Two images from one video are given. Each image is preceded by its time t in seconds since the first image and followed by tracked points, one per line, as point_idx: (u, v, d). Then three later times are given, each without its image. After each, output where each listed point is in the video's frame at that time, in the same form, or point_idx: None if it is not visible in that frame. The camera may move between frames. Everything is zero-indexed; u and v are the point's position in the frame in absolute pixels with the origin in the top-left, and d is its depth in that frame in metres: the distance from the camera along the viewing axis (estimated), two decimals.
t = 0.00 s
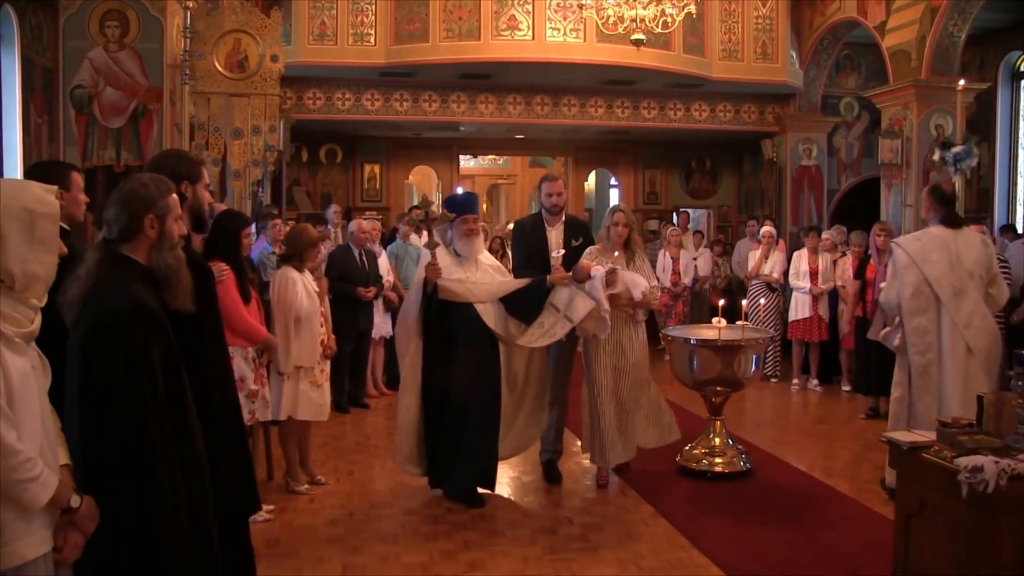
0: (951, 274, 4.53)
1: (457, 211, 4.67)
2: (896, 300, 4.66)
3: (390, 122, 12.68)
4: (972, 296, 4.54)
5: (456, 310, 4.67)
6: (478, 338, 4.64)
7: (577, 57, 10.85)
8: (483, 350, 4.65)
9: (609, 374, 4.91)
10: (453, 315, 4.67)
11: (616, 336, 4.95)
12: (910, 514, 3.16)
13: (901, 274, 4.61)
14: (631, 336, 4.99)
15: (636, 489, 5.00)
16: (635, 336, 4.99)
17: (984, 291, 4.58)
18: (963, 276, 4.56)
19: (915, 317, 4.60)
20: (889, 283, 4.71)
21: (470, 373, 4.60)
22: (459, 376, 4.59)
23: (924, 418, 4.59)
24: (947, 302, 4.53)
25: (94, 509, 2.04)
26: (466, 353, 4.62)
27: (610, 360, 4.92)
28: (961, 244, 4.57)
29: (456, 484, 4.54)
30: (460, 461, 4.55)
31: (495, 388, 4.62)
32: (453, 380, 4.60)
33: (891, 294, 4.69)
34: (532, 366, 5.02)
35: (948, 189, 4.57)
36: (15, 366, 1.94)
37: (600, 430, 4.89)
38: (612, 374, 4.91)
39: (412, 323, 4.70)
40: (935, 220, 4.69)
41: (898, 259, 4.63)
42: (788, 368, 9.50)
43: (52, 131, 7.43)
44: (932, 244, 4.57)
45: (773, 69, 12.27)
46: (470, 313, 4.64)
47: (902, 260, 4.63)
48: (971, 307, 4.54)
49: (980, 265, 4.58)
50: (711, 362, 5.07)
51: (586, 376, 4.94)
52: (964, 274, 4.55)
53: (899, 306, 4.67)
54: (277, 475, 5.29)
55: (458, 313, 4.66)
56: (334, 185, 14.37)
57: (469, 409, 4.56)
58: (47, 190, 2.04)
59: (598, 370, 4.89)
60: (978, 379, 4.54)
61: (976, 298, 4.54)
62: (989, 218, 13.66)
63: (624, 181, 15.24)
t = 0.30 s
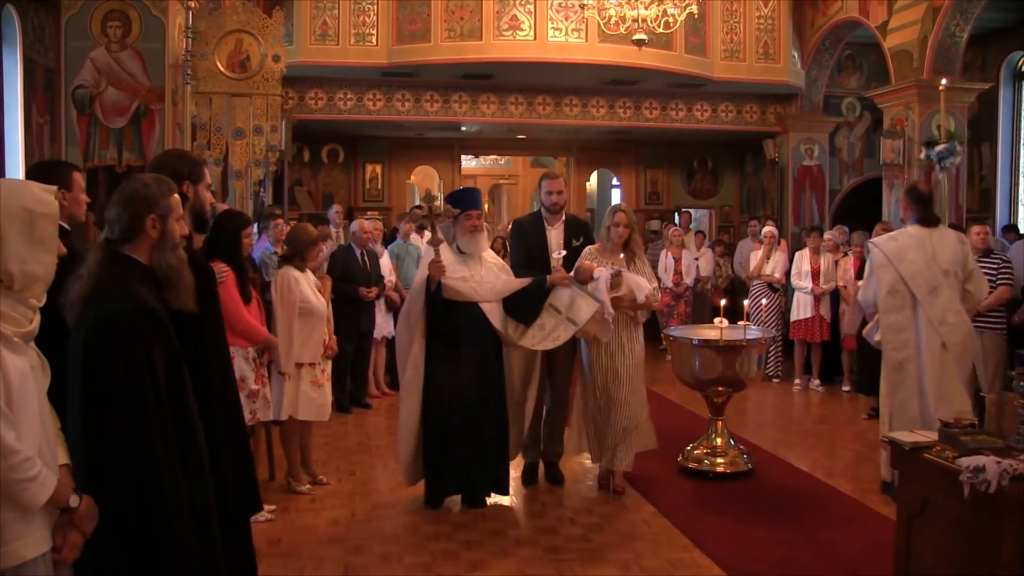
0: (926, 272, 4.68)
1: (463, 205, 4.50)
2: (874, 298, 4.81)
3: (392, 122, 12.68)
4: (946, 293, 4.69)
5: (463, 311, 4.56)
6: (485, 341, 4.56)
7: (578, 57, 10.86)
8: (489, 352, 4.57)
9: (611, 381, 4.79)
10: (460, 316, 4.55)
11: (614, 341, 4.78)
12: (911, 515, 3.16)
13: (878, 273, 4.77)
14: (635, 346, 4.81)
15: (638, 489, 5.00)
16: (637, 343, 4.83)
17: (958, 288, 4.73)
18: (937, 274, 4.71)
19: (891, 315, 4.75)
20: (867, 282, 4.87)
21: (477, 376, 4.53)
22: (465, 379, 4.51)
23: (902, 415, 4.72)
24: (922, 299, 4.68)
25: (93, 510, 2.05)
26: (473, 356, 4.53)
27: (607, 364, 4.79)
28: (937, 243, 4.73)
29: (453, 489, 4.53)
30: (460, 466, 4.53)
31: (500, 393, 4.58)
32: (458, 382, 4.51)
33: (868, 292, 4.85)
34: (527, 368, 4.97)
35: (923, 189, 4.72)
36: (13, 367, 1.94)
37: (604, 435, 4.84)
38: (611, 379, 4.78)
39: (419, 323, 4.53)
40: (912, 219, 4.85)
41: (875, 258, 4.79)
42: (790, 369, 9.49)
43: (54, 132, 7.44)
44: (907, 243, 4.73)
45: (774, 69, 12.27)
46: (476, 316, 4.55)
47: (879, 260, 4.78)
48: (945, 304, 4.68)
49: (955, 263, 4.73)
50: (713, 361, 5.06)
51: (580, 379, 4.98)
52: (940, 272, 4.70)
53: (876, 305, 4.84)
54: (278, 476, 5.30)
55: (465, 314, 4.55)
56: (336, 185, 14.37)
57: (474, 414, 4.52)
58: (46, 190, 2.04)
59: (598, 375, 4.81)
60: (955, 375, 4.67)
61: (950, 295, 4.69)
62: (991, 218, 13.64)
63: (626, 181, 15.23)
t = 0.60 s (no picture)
0: (912, 272, 4.78)
1: (456, 205, 4.29)
2: (860, 297, 4.94)
3: (392, 121, 12.69)
4: (932, 292, 4.79)
5: (461, 313, 4.28)
6: (484, 343, 4.27)
7: (578, 57, 10.86)
8: (488, 355, 4.28)
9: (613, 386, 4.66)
10: (458, 318, 4.27)
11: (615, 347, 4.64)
12: (912, 514, 3.16)
13: (865, 272, 4.89)
14: (635, 353, 4.67)
15: (638, 489, 4.99)
16: (637, 348, 4.69)
17: (943, 288, 4.83)
18: (923, 273, 4.81)
19: (876, 313, 4.87)
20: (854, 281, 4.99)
21: (476, 380, 4.24)
22: (464, 383, 4.21)
23: (882, 411, 4.84)
24: (907, 298, 4.79)
25: (90, 509, 2.05)
26: (472, 359, 4.24)
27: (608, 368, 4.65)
28: (923, 243, 4.83)
29: (453, 501, 4.19)
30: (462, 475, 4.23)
31: (500, 397, 4.29)
32: (457, 387, 4.21)
33: (856, 291, 4.96)
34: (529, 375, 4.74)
35: (912, 190, 4.81)
36: (10, 365, 1.94)
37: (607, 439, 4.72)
38: (614, 383, 4.66)
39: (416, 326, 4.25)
40: (899, 219, 4.94)
41: (863, 257, 4.89)
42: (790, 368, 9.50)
43: (55, 132, 7.45)
44: (895, 243, 4.83)
45: (774, 69, 12.27)
46: (475, 318, 4.27)
47: (866, 259, 4.89)
48: (930, 303, 4.78)
49: (941, 263, 4.83)
50: (714, 361, 5.06)
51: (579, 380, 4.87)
52: (925, 271, 4.80)
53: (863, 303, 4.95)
54: (279, 475, 5.30)
55: (464, 316, 4.27)
56: (336, 185, 14.38)
57: (474, 419, 4.23)
58: (42, 189, 2.04)
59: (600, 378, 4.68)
60: (937, 372, 4.79)
61: (936, 294, 4.80)
62: (991, 218, 13.64)
63: (626, 181, 15.22)
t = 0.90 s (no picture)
0: (904, 271, 4.80)
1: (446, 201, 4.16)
2: (852, 294, 4.93)
3: (391, 121, 12.69)
4: (923, 292, 4.82)
5: (451, 315, 4.22)
6: (475, 345, 4.21)
7: (578, 57, 10.86)
8: (479, 357, 4.23)
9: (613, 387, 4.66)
10: (448, 320, 4.22)
11: (619, 351, 4.66)
12: (910, 514, 3.17)
13: (858, 270, 4.90)
14: (640, 364, 4.67)
15: (638, 489, 4.99)
16: (643, 351, 4.70)
17: (933, 288, 4.87)
18: (915, 272, 4.84)
19: (867, 311, 4.88)
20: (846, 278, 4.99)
21: (467, 382, 4.19)
22: (455, 386, 4.16)
23: (867, 407, 4.86)
24: (899, 296, 4.81)
25: (87, 510, 2.05)
26: (462, 362, 4.19)
27: (612, 371, 4.65)
28: (915, 243, 4.85)
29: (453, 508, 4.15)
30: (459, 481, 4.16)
31: (493, 397, 4.23)
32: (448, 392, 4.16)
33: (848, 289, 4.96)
34: (528, 374, 4.57)
35: (903, 191, 4.85)
36: (7, 366, 1.94)
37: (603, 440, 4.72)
38: (614, 388, 4.66)
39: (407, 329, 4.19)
40: (890, 221, 4.96)
41: (856, 255, 4.90)
42: (790, 369, 9.51)
43: (54, 131, 7.46)
44: (888, 242, 4.83)
45: (774, 69, 12.27)
46: (465, 320, 4.21)
47: (860, 257, 4.90)
48: (920, 302, 4.81)
49: (932, 263, 4.87)
50: (713, 361, 5.07)
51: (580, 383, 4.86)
52: (916, 271, 4.83)
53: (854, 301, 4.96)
54: (278, 475, 5.30)
55: (453, 317, 4.21)
56: (335, 185, 14.38)
57: (468, 422, 4.19)
58: (38, 189, 2.04)
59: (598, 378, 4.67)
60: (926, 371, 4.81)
61: (927, 294, 4.82)
62: (989, 218, 13.65)
63: (626, 181, 15.22)
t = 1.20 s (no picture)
0: (892, 267, 4.97)
1: (440, 200, 4.05)
2: (843, 289, 5.09)
3: (387, 121, 12.69)
4: (909, 287, 5.00)
5: (442, 319, 4.07)
6: (466, 350, 4.05)
7: (574, 57, 10.87)
8: (471, 362, 4.07)
9: (611, 392, 4.49)
10: (439, 324, 4.06)
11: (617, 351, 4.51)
12: (905, 513, 3.18)
13: (849, 266, 5.03)
14: (640, 365, 4.52)
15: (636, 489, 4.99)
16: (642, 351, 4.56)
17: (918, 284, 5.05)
18: (901, 269, 5.01)
19: (857, 304, 5.04)
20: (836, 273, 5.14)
21: (457, 388, 4.02)
22: (444, 392, 4.01)
23: (858, 398, 5.04)
24: (887, 292, 4.97)
25: (80, 512, 2.03)
26: (453, 367, 4.03)
27: (610, 374, 4.46)
28: (902, 240, 5.02)
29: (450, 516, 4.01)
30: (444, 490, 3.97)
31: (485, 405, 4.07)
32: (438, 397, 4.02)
33: (839, 283, 5.10)
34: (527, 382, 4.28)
35: (892, 190, 5.00)
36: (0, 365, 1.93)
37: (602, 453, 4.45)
38: (613, 392, 4.48)
39: (399, 333, 4.07)
40: (878, 218, 5.10)
41: (847, 251, 5.04)
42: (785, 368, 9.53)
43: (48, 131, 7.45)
44: (877, 239, 5.00)
45: (769, 69, 12.28)
46: (457, 322, 4.05)
47: (851, 253, 5.03)
48: (908, 297, 4.99)
49: (917, 260, 5.04)
50: (708, 361, 5.08)
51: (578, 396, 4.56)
52: (903, 268, 5.00)
53: (845, 295, 5.10)
54: (274, 476, 5.30)
55: (444, 321, 4.05)
56: (331, 185, 14.37)
57: (457, 430, 4.02)
58: (31, 189, 2.04)
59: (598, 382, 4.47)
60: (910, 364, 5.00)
61: (912, 289, 5.00)
62: (983, 218, 13.70)
63: (621, 181, 15.24)
